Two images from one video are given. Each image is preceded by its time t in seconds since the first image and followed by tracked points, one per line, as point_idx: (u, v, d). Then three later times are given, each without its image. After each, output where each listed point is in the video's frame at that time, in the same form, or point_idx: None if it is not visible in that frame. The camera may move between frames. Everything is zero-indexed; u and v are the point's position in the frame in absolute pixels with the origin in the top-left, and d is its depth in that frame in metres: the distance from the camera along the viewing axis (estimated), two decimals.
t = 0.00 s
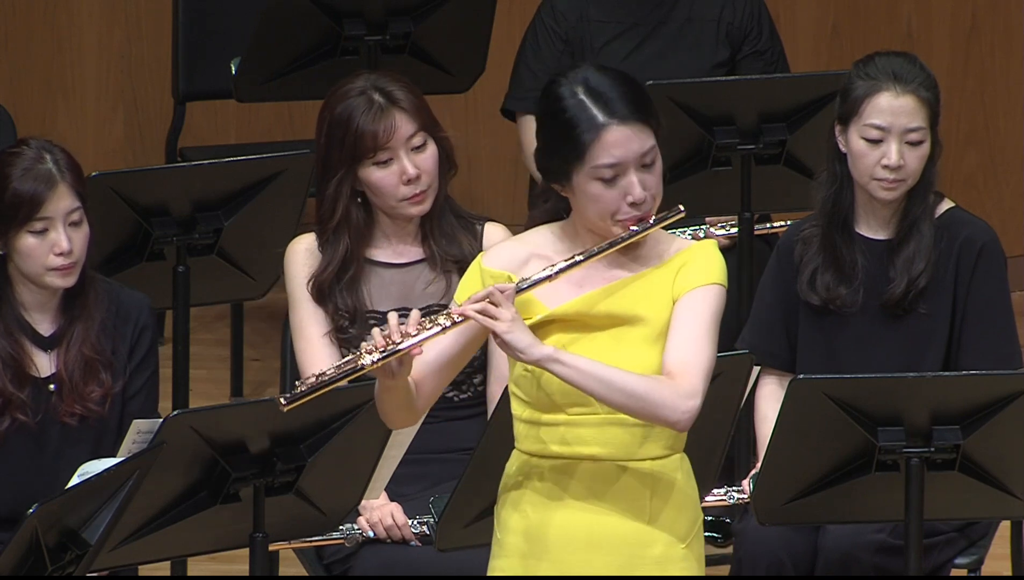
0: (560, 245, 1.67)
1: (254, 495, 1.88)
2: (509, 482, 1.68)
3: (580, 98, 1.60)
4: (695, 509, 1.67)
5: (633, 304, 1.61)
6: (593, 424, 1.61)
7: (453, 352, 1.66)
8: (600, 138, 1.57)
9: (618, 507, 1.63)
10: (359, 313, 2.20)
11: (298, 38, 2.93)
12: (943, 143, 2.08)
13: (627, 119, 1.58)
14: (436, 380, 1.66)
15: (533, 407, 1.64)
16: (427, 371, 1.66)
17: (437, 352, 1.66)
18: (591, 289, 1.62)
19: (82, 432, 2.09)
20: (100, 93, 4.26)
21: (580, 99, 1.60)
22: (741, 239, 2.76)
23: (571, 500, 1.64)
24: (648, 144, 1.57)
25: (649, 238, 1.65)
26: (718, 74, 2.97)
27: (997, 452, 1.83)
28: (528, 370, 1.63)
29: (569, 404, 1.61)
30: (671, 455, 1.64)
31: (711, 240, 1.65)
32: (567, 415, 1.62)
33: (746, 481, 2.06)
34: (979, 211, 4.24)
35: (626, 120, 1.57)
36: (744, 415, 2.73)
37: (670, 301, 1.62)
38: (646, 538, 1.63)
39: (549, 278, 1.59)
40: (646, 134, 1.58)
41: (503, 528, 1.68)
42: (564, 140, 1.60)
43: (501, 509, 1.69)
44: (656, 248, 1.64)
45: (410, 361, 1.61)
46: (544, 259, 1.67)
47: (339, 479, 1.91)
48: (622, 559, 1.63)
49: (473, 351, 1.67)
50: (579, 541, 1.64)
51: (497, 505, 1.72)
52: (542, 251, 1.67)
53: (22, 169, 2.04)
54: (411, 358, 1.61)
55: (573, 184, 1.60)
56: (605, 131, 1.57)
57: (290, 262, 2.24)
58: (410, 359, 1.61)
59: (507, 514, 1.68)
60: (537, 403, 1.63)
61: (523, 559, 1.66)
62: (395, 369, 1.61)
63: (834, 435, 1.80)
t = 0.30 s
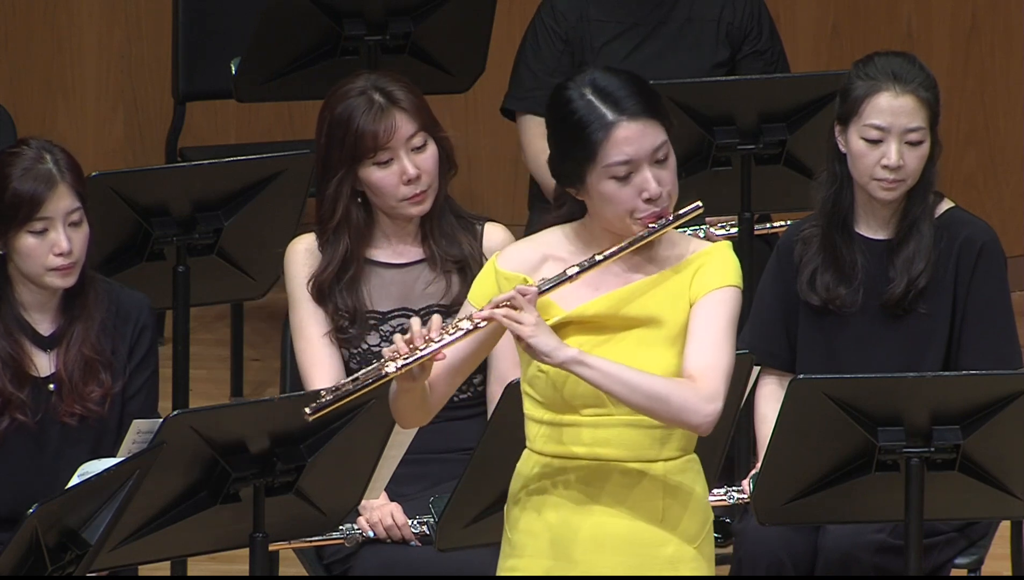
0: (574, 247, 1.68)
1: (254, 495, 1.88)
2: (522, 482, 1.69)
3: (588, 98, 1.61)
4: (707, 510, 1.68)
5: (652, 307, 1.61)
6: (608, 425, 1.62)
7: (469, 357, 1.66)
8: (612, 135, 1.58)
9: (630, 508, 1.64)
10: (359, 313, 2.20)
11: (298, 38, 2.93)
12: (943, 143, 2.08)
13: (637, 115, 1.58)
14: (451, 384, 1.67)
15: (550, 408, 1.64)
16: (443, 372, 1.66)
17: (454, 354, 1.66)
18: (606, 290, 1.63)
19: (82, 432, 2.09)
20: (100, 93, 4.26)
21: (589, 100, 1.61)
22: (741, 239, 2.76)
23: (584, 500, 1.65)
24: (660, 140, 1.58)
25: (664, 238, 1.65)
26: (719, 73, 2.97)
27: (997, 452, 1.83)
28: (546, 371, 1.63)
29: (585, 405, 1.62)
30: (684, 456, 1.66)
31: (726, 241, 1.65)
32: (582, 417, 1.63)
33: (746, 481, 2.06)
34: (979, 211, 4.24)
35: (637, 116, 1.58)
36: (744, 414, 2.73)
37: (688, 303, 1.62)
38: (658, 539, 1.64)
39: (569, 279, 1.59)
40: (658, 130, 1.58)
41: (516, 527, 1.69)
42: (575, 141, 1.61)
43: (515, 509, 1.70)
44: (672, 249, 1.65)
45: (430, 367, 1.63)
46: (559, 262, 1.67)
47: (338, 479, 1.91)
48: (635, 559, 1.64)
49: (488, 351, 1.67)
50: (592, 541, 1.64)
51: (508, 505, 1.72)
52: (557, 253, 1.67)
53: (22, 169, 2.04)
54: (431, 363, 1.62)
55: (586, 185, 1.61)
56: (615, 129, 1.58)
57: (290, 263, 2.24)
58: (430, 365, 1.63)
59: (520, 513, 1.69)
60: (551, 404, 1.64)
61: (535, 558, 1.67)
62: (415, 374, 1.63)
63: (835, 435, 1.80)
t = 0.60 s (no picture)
0: (584, 248, 1.68)
1: (254, 495, 1.88)
2: (532, 482, 1.69)
3: (605, 92, 1.60)
4: (718, 512, 1.67)
5: (660, 305, 1.61)
6: (618, 426, 1.62)
7: (479, 353, 1.67)
8: (626, 130, 1.58)
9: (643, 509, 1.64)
10: (359, 313, 2.20)
11: (298, 38, 2.92)
12: (943, 143, 2.08)
13: (653, 110, 1.58)
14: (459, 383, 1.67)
15: (558, 409, 1.65)
16: (450, 369, 1.67)
17: (461, 350, 1.67)
18: (614, 290, 1.63)
19: (81, 432, 2.09)
20: (100, 93, 4.26)
21: (605, 93, 1.61)
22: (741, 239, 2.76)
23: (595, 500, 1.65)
24: (675, 137, 1.58)
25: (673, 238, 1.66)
26: (719, 73, 2.97)
27: (997, 452, 1.83)
28: (554, 372, 1.63)
29: (593, 406, 1.62)
30: (695, 458, 1.65)
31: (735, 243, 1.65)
32: (593, 418, 1.63)
33: (746, 481, 2.06)
34: (979, 211, 4.24)
35: (652, 111, 1.58)
36: (744, 414, 2.73)
37: (696, 302, 1.62)
38: (668, 540, 1.64)
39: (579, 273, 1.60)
40: (673, 127, 1.59)
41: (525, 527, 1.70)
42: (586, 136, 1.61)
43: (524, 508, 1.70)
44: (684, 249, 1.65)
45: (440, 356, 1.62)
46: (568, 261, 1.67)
47: (339, 479, 1.91)
48: (645, 561, 1.64)
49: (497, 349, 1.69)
50: (602, 541, 1.65)
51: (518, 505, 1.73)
52: (567, 253, 1.67)
53: (22, 169, 2.04)
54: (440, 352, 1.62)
55: (598, 180, 1.61)
56: (631, 123, 1.58)
57: (290, 262, 2.24)
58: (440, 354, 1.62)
59: (529, 513, 1.69)
60: (560, 405, 1.64)
61: (545, 558, 1.68)
62: (425, 364, 1.62)
63: (835, 435, 1.80)
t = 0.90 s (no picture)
0: (593, 251, 1.68)
1: (254, 495, 1.88)
2: (535, 482, 1.69)
3: (617, 116, 1.60)
4: (722, 515, 1.68)
5: (667, 313, 1.62)
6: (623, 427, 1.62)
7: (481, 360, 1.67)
8: (637, 157, 1.58)
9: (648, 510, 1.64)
10: (359, 313, 2.20)
11: (299, 38, 2.92)
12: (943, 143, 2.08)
13: (664, 138, 1.58)
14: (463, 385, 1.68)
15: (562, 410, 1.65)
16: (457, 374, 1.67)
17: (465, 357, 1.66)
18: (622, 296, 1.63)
19: (82, 433, 2.09)
20: (100, 93, 4.26)
21: (616, 117, 1.60)
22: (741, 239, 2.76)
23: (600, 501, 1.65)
24: (685, 161, 1.58)
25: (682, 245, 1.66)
26: (718, 73, 2.97)
27: (997, 452, 1.83)
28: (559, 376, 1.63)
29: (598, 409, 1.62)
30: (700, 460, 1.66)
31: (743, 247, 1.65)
32: (598, 420, 1.63)
33: (746, 481, 2.06)
34: (979, 211, 4.24)
35: (664, 139, 1.58)
36: (744, 414, 2.73)
37: (702, 309, 1.63)
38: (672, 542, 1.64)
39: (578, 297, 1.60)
40: (684, 151, 1.58)
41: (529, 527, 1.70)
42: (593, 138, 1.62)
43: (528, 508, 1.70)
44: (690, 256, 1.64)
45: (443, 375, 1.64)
46: (577, 264, 1.68)
47: (339, 479, 1.91)
48: (648, 563, 1.64)
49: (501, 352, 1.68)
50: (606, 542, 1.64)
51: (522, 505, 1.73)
52: (576, 256, 1.68)
53: (23, 171, 2.03)
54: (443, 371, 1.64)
55: (607, 200, 1.61)
56: (641, 150, 1.58)
57: (290, 262, 2.24)
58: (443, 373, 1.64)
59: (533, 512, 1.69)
60: (565, 407, 1.64)
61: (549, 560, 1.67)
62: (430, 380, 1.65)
63: (835, 435, 1.80)
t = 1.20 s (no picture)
0: (598, 254, 1.68)
1: (254, 495, 1.88)
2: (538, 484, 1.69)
3: (618, 114, 1.60)
4: (727, 518, 1.67)
5: (677, 315, 1.61)
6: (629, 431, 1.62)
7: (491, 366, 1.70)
8: (641, 153, 1.58)
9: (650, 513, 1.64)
10: (359, 313, 2.20)
11: (299, 38, 2.92)
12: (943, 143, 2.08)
13: (667, 132, 1.58)
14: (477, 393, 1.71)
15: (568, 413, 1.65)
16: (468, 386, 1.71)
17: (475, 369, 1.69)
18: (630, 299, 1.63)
19: (84, 433, 2.09)
20: (100, 93, 4.26)
21: (618, 116, 1.60)
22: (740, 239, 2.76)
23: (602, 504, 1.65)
24: (688, 154, 1.58)
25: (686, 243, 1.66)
26: (718, 73, 2.97)
27: (997, 452, 1.83)
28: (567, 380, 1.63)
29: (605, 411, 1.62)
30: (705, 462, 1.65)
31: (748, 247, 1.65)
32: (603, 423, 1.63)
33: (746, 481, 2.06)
34: (979, 211, 4.24)
35: (667, 134, 1.58)
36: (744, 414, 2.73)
37: (713, 309, 1.62)
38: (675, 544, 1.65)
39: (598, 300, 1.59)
40: (686, 144, 1.58)
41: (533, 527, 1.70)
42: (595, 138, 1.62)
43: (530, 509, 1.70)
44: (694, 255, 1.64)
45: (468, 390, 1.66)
46: (583, 269, 1.68)
47: (339, 479, 1.91)
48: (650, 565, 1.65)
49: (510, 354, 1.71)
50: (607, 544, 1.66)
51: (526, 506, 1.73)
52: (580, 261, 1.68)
53: (25, 171, 2.03)
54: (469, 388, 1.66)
55: (614, 200, 1.61)
56: (645, 147, 1.58)
57: (290, 262, 2.24)
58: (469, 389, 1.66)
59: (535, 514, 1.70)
60: (575, 411, 1.64)
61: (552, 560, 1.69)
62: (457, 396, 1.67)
63: (835, 435, 1.80)
